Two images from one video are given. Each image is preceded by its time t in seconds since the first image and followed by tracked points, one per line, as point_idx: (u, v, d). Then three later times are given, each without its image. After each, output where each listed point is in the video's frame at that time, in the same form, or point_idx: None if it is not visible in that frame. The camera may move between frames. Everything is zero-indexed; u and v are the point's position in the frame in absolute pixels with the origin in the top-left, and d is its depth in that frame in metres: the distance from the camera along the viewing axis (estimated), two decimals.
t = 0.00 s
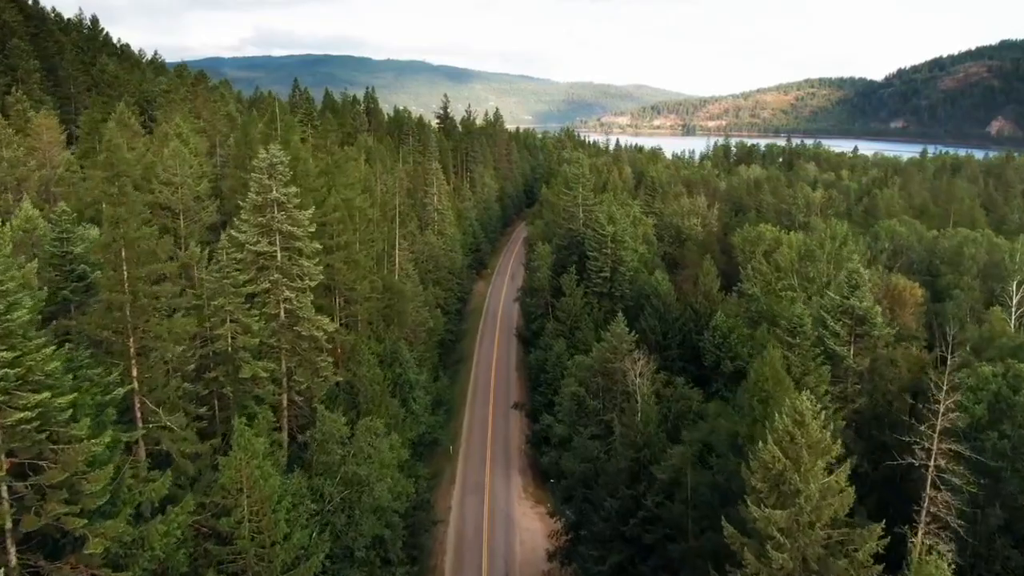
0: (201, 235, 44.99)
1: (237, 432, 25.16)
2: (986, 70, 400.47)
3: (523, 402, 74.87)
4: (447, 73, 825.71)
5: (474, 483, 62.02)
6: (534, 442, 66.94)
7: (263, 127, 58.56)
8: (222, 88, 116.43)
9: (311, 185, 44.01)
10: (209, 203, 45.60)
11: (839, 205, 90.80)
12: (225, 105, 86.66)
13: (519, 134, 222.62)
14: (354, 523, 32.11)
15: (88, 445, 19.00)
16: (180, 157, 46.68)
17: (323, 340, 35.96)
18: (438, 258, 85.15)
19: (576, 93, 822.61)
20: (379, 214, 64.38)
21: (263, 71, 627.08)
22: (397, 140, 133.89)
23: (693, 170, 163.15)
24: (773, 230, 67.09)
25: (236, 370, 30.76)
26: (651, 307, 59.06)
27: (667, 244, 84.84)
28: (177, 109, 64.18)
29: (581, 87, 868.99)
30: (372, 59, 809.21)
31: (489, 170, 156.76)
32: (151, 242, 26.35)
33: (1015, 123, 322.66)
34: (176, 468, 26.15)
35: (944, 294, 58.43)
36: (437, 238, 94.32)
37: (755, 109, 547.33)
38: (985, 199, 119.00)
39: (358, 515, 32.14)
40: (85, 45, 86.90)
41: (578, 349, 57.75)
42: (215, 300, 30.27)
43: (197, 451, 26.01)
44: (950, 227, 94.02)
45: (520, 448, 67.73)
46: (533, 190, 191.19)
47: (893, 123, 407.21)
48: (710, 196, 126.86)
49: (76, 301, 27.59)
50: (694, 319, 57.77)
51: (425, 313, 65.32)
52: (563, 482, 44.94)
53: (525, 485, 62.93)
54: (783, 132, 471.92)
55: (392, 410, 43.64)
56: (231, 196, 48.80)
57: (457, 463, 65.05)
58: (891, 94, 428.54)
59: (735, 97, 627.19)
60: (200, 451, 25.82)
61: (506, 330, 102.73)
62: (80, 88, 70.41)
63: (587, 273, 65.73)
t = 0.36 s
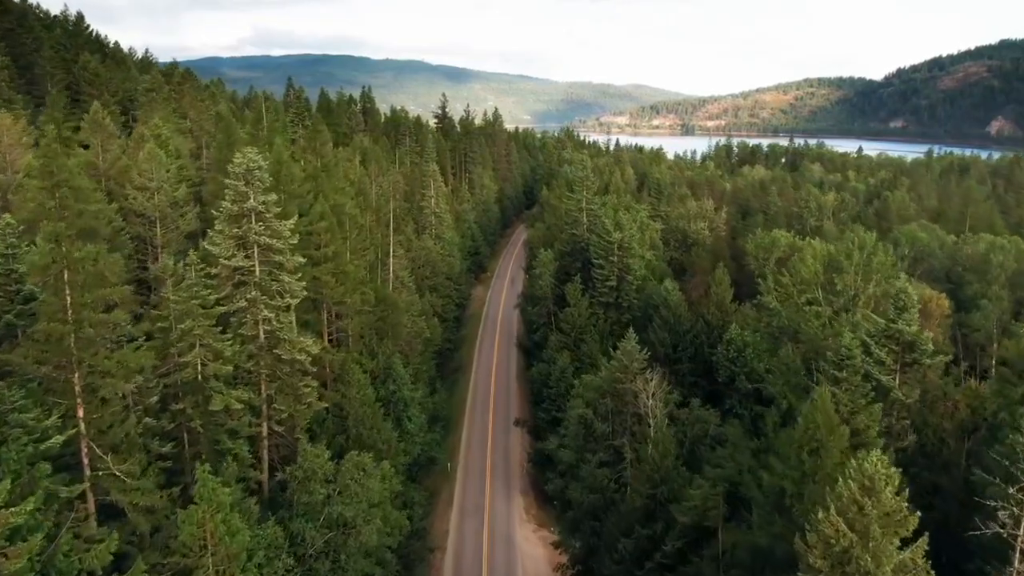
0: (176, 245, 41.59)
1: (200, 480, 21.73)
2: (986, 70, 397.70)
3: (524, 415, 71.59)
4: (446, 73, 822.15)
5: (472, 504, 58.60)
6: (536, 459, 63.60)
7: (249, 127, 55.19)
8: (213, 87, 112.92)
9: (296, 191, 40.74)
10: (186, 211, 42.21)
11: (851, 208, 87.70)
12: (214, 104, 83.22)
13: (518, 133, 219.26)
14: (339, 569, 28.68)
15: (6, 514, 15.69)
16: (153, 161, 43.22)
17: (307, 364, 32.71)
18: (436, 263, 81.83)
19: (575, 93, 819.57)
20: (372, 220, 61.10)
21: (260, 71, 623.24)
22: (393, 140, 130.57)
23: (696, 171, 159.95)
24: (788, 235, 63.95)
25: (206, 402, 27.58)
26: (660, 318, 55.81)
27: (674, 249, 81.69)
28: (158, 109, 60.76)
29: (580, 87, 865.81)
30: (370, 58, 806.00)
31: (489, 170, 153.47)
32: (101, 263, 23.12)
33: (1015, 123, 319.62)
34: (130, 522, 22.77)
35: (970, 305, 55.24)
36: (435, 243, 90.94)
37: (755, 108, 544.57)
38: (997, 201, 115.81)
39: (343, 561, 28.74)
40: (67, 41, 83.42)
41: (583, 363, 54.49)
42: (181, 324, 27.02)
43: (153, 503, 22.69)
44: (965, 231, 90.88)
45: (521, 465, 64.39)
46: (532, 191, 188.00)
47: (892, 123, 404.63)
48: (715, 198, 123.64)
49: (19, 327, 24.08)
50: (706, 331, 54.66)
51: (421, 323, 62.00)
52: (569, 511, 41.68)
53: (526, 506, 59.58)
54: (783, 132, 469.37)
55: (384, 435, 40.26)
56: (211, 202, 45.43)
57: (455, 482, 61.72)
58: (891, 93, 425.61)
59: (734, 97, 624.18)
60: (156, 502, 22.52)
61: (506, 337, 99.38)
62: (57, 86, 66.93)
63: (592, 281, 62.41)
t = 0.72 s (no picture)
0: (151, 255, 38.66)
1: (155, 539, 19.00)
2: (986, 70, 394.97)
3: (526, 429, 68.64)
4: (445, 73, 818.85)
5: (471, 525, 55.63)
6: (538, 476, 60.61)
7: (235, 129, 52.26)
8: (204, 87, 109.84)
9: (281, 197, 37.82)
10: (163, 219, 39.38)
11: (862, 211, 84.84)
12: (201, 103, 80.06)
13: (517, 133, 216.14)
14: None
15: None
16: (128, 165, 40.25)
17: (290, 389, 29.84)
18: (433, 269, 78.82)
19: (574, 92, 816.53)
20: (366, 225, 58.15)
21: (258, 71, 619.71)
22: (390, 140, 127.50)
23: (699, 172, 156.95)
24: (802, 241, 61.05)
25: (173, 436, 24.70)
26: (670, 330, 52.90)
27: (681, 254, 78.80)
28: (140, 109, 57.81)
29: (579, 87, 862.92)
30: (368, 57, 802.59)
31: (488, 171, 150.41)
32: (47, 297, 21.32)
33: (1015, 123, 316.71)
34: None
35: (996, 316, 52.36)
36: (432, 248, 87.96)
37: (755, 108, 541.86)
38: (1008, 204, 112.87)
39: None
40: (48, 37, 80.17)
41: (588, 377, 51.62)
42: (145, 349, 24.17)
43: (99, 566, 20.35)
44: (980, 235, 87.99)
45: (523, 482, 61.39)
46: (532, 192, 185.06)
47: (892, 123, 401.93)
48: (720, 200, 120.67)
49: None
50: (718, 344, 51.83)
51: (417, 333, 59.04)
52: (576, 540, 38.78)
53: (528, 526, 56.62)
54: (783, 133, 467.02)
55: (376, 460, 37.29)
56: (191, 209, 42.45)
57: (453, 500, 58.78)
58: (891, 93, 422.92)
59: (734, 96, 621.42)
60: (101, 565, 20.22)
61: (506, 344, 96.29)
62: (34, 84, 63.77)
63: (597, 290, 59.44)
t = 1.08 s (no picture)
0: (121, 268, 35.50)
1: None
2: (987, 70, 392.21)
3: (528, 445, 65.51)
4: (444, 72, 815.17)
5: (470, 549, 52.49)
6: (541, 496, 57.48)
7: (217, 131, 48.94)
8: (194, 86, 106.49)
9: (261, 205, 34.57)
10: (132, 227, 36.12)
11: (876, 214, 81.70)
12: (188, 102, 76.70)
13: (516, 133, 212.90)
14: None
15: None
16: (95, 170, 37.03)
17: (266, 423, 26.63)
18: (430, 275, 75.62)
19: (572, 92, 813.29)
20: (358, 232, 54.97)
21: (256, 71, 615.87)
22: (386, 141, 124.28)
23: (702, 173, 153.81)
24: (819, 247, 57.95)
25: (125, 487, 21.48)
26: (681, 344, 49.88)
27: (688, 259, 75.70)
28: (119, 108, 54.55)
29: (578, 87, 859.85)
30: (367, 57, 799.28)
31: (487, 172, 147.18)
32: None
33: (1015, 123, 313.63)
34: None
35: None
36: (430, 253, 84.73)
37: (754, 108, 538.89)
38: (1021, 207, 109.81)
39: None
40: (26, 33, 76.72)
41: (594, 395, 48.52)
42: (90, 387, 20.89)
43: None
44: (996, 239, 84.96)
45: (525, 502, 58.28)
46: (532, 193, 181.84)
47: (892, 122, 399.07)
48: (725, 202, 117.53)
49: None
50: (733, 358, 48.79)
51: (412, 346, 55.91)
52: None
53: (530, 551, 53.46)
54: (782, 133, 464.49)
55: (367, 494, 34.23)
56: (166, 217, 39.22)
57: (451, 522, 55.66)
58: (891, 92, 420.20)
59: (733, 96, 618.60)
60: None
61: (506, 352, 93.05)
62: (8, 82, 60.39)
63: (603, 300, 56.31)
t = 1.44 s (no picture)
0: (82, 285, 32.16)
1: None
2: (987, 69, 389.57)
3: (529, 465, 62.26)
4: (443, 72, 810.89)
5: None
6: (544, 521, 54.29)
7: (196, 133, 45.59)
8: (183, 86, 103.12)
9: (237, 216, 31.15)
10: (95, 237, 32.88)
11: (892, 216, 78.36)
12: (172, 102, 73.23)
13: (514, 133, 209.34)
14: None
15: None
16: (55, 176, 33.71)
17: (235, 468, 23.33)
18: (427, 283, 72.28)
19: (571, 92, 809.90)
20: (349, 239, 51.61)
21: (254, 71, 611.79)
22: (382, 141, 120.90)
23: (705, 174, 150.62)
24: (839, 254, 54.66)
25: (61, 555, 18.17)
26: (695, 361, 46.62)
27: (695, 265, 72.38)
28: (94, 109, 51.25)
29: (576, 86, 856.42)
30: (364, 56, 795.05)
31: (486, 173, 143.82)
32: None
33: (1015, 122, 310.74)
34: None
35: None
36: (426, 258, 81.37)
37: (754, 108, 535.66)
38: None
39: None
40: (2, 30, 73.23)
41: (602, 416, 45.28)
42: (16, 440, 17.53)
43: None
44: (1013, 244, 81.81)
45: (526, 527, 55.08)
46: (531, 194, 178.19)
47: (892, 122, 396.15)
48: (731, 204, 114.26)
49: None
50: (751, 376, 45.54)
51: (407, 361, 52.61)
52: None
53: None
54: (782, 133, 461.27)
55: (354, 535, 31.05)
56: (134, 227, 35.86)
57: (448, 549, 52.44)
58: (891, 92, 417.41)
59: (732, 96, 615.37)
60: None
61: (506, 361, 89.78)
62: None
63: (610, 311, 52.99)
